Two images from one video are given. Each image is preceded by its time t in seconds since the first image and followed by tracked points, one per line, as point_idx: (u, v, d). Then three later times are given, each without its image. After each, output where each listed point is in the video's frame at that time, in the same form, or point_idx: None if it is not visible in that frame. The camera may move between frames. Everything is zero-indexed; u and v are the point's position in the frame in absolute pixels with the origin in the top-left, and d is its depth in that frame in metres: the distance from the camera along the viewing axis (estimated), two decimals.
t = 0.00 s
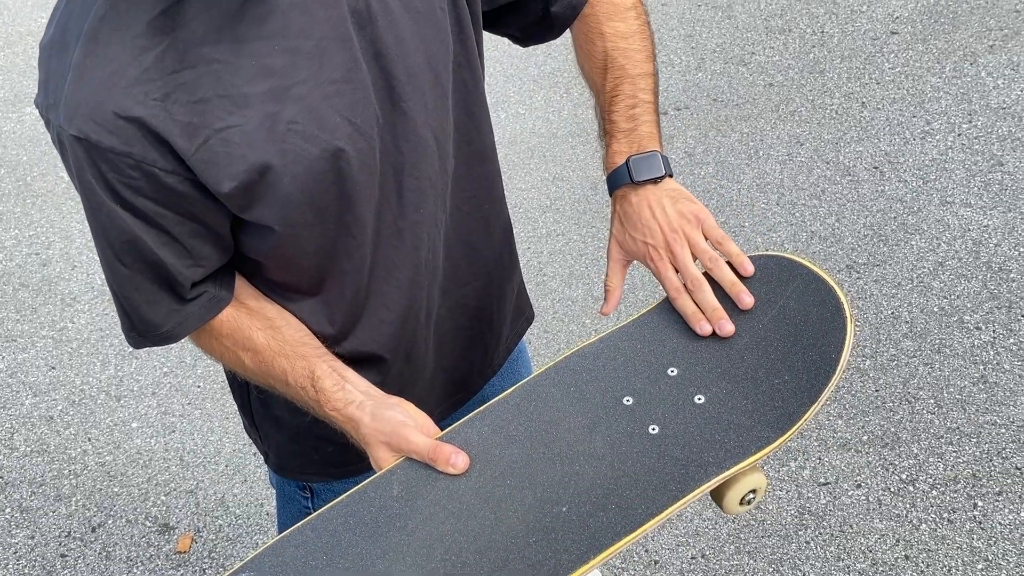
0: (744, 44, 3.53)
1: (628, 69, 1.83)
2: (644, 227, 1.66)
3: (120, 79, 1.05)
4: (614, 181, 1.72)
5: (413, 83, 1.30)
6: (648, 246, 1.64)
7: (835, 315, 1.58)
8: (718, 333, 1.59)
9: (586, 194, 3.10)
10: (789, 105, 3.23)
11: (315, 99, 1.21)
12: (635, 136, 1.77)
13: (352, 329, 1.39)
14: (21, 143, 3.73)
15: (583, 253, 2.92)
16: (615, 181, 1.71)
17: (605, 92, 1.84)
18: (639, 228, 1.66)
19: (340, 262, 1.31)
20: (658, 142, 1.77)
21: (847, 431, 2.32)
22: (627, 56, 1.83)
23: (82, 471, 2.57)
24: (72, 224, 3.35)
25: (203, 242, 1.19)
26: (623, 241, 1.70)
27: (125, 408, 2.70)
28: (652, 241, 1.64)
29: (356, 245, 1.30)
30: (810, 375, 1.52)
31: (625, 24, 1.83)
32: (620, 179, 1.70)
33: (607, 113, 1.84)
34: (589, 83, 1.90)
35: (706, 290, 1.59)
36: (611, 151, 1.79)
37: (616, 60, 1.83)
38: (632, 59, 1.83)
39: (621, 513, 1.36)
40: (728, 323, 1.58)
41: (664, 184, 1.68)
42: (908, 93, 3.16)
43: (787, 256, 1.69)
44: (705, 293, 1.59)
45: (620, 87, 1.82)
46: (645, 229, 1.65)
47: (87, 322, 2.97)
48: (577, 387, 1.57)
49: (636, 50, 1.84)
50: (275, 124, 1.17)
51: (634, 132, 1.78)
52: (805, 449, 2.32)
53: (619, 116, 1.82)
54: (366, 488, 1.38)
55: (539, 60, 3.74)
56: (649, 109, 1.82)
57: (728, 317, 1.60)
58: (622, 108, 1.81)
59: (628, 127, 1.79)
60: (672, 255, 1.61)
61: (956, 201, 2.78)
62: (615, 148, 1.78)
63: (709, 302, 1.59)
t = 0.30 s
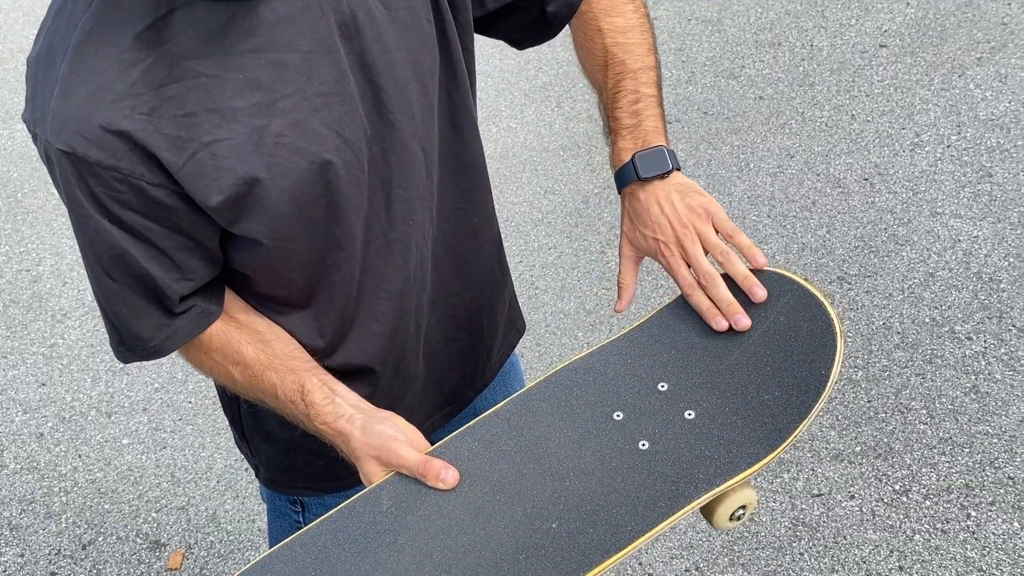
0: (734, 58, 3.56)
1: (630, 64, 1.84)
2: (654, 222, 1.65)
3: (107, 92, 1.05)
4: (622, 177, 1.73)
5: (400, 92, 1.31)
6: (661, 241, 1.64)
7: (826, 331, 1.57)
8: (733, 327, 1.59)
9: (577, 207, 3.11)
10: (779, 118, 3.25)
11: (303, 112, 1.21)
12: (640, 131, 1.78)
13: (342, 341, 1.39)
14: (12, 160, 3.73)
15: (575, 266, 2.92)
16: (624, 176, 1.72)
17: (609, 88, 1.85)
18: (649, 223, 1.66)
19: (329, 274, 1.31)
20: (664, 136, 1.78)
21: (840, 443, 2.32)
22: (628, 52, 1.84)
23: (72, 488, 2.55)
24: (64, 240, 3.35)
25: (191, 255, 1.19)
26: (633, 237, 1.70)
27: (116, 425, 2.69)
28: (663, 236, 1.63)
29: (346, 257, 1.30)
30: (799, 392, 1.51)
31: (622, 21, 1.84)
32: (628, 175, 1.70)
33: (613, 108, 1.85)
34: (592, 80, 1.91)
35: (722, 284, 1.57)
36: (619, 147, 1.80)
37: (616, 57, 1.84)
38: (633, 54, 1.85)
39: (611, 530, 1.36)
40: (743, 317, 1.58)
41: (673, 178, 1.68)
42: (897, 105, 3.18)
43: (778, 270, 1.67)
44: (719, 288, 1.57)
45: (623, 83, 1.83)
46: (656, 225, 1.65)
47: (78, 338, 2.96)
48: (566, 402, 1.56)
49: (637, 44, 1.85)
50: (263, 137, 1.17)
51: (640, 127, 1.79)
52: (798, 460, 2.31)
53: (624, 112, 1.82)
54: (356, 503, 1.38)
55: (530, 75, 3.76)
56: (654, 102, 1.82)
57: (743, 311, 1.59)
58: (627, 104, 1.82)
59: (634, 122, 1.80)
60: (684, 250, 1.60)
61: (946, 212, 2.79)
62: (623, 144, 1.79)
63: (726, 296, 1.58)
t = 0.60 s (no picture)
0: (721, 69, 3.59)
1: None
2: (733, 68, 1.46)
3: (88, 106, 1.06)
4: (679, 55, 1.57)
5: (384, 97, 1.32)
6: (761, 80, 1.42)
7: (804, 360, 1.62)
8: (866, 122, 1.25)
9: (566, 217, 3.13)
10: (766, 128, 3.27)
11: (286, 121, 1.22)
12: None
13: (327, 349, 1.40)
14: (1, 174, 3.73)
15: (564, 276, 2.94)
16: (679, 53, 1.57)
17: None
18: (730, 76, 1.48)
19: (313, 281, 1.31)
20: None
21: (828, 450, 2.33)
22: None
23: (61, 501, 2.55)
24: (52, 253, 3.34)
25: (173, 267, 1.19)
26: (724, 98, 1.53)
27: (105, 438, 2.69)
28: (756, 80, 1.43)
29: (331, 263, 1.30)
30: (778, 419, 1.53)
31: None
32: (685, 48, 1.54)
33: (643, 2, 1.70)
34: None
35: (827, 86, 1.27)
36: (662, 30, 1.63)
37: None
38: None
39: (588, 552, 1.37)
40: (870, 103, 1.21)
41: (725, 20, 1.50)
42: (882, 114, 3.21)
43: (755, 298, 1.75)
44: (826, 89, 1.28)
45: None
46: (737, 70, 1.45)
47: (67, 351, 2.95)
48: (548, 421, 1.57)
49: None
50: (245, 147, 1.19)
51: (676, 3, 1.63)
52: (786, 468, 2.32)
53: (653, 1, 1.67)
54: (336, 515, 1.39)
55: (519, 86, 3.78)
56: None
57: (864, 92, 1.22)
58: None
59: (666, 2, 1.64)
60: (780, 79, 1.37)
61: (931, 220, 2.82)
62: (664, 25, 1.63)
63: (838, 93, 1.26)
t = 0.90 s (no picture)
0: (710, 77, 3.61)
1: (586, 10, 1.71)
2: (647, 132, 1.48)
3: (79, 122, 1.06)
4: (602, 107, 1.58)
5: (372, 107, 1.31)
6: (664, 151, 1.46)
7: (802, 381, 1.59)
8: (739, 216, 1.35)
9: (557, 226, 3.14)
10: (755, 136, 3.29)
11: (277, 133, 1.21)
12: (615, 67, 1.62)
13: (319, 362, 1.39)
14: None
15: (555, 285, 2.94)
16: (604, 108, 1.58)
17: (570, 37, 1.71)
18: (638, 137, 1.50)
19: (305, 294, 1.31)
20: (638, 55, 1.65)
21: (820, 457, 2.34)
22: None
23: (50, 515, 2.53)
24: (42, 265, 3.33)
25: (167, 280, 1.18)
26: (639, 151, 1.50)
27: (95, 450, 2.67)
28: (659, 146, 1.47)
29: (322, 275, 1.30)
30: (774, 440, 1.51)
31: None
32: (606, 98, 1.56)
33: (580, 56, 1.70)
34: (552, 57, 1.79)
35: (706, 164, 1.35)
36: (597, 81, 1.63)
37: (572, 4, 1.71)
38: None
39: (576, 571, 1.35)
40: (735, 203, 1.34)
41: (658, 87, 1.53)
42: (871, 122, 3.24)
43: (755, 316, 1.73)
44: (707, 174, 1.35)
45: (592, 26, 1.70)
46: (645, 133, 1.48)
47: (56, 363, 2.94)
48: (541, 436, 1.55)
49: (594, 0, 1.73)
50: (237, 159, 1.17)
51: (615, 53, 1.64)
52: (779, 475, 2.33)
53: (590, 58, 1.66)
54: (327, 528, 1.38)
55: (508, 96, 3.78)
56: (623, 38, 1.69)
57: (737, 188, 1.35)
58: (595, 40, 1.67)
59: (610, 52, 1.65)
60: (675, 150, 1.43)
61: (921, 227, 2.83)
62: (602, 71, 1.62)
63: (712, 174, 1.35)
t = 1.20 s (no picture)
0: (702, 85, 3.62)
1: (479, 183, 1.62)
2: (567, 280, 1.52)
3: (76, 122, 1.05)
4: (520, 287, 1.57)
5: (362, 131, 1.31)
6: (587, 294, 1.52)
7: (810, 398, 1.51)
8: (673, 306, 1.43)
9: (551, 233, 3.14)
10: (747, 143, 3.30)
11: (270, 145, 1.20)
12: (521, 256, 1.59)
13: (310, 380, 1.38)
14: None
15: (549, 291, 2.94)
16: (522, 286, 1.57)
17: (468, 211, 1.60)
18: (559, 290, 1.53)
19: (296, 311, 1.30)
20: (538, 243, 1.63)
21: (814, 463, 2.34)
22: (477, 167, 1.62)
23: (42, 525, 2.51)
24: (34, 275, 3.32)
25: (162, 283, 1.17)
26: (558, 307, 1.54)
27: (87, 460, 2.66)
28: (580, 292, 1.51)
29: (313, 294, 1.29)
30: (781, 457, 1.44)
31: (468, 138, 1.62)
32: (528, 276, 1.56)
33: (475, 236, 1.62)
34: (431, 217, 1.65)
35: (636, 274, 1.45)
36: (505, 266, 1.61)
37: (467, 184, 1.60)
38: (478, 171, 1.63)
39: None
40: (666, 293, 1.43)
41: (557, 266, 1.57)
42: (863, 129, 3.25)
43: (767, 329, 1.64)
44: (637, 275, 1.45)
45: (489, 203, 1.61)
46: (565, 282, 1.52)
47: (48, 373, 2.93)
48: (544, 446, 1.50)
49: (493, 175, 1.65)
50: (229, 168, 1.16)
51: (521, 240, 1.61)
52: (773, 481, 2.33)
53: (492, 240, 1.61)
54: (326, 531, 1.35)
55: (501, 104, 3.79)
56: (520, 214, 1.66)
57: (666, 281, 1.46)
58: (497, 221, 1.61)
59: (513, 237, 1.61)
60: (599, 287, 1.49)
61: (913, 233, 2.84)
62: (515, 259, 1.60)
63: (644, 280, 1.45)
